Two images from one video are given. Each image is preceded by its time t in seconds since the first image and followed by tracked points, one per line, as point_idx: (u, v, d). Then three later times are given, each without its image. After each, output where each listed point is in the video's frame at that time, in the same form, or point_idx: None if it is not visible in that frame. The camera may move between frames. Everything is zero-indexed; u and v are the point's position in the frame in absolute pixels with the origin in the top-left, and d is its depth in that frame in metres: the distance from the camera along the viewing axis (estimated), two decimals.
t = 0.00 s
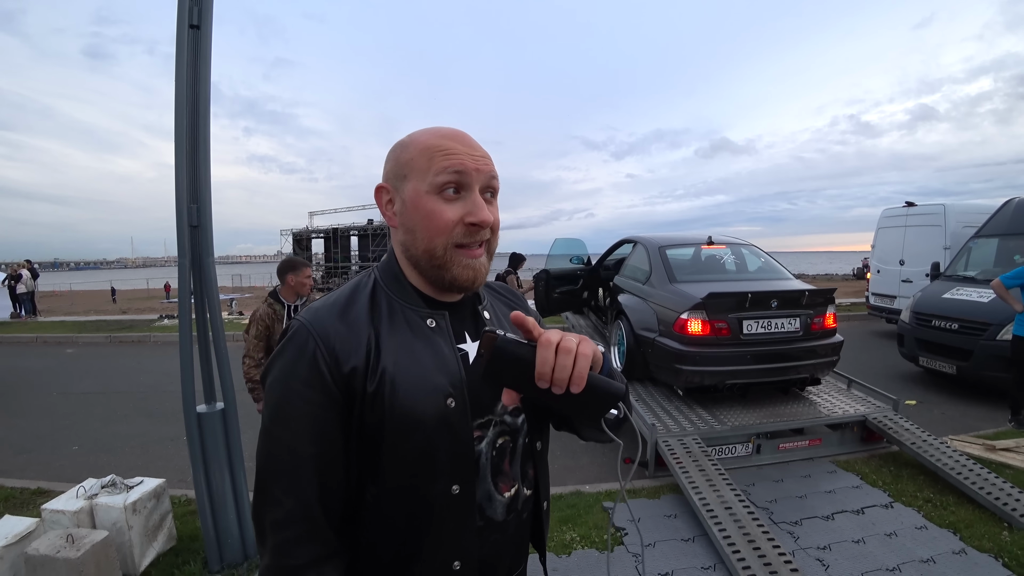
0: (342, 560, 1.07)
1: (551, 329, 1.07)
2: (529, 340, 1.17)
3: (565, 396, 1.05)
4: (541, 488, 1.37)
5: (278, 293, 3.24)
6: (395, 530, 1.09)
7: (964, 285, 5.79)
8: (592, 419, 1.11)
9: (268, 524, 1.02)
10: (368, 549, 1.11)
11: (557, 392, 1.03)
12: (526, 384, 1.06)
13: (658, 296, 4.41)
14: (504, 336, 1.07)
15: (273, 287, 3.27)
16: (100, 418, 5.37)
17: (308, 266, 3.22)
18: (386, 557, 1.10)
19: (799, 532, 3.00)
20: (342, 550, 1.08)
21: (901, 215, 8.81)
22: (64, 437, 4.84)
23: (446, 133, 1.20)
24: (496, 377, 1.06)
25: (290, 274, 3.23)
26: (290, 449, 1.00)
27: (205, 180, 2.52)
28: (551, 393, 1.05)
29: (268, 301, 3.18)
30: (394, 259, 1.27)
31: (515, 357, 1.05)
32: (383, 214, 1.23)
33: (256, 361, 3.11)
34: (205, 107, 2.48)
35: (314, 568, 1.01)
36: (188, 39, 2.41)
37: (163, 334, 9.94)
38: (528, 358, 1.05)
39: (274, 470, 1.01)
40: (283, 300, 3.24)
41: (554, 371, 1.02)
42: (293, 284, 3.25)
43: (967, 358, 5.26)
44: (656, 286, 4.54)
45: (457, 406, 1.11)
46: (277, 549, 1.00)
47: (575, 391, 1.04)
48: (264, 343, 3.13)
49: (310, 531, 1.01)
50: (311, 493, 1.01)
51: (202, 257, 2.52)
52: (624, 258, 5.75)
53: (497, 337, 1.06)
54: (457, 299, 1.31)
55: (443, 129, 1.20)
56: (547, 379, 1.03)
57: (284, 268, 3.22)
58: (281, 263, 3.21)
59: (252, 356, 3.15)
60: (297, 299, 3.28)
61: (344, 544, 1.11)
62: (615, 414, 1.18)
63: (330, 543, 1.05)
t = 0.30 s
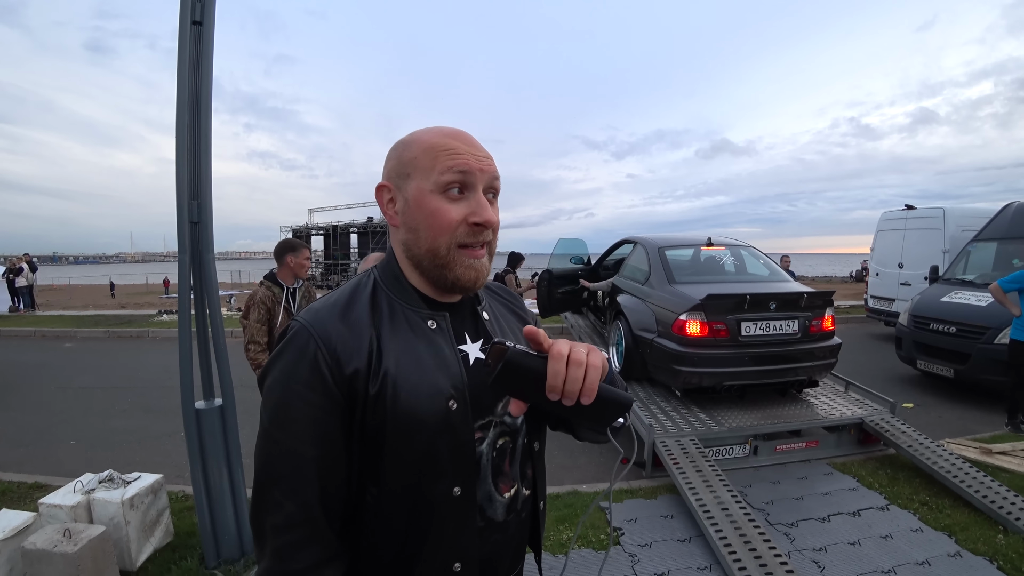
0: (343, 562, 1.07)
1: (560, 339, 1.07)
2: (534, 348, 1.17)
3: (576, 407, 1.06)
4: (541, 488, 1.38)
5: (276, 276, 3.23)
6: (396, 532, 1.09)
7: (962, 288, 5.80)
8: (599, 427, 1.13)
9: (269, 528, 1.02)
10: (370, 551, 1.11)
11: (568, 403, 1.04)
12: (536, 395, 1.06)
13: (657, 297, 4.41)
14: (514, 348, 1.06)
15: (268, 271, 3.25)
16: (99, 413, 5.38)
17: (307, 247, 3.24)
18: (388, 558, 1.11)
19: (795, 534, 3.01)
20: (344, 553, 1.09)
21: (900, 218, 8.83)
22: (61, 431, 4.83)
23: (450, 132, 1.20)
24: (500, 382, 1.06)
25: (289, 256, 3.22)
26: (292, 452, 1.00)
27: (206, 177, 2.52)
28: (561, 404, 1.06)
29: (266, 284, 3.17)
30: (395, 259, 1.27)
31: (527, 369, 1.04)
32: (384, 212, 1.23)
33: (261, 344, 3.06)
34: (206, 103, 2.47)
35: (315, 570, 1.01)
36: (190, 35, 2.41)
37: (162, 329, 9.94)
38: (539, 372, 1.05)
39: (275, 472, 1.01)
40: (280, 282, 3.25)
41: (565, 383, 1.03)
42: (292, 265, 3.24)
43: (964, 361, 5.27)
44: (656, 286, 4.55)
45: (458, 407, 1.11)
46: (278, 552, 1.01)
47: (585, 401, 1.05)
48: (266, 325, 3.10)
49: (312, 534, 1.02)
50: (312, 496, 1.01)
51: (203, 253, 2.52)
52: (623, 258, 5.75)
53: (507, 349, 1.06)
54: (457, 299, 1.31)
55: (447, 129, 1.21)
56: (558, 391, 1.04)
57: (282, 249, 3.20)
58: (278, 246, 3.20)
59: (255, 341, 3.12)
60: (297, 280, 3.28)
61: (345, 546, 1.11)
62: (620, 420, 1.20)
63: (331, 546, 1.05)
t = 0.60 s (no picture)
0: (345, 564, 1.08)
1: (561, 341, 1.07)
2: (535, 350, 1.18)
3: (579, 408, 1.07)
4: (541, 486, 1.38)
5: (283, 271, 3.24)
6: (398, 533, 1.10)
7: (960, 291, 5.82)
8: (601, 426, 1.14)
9: (270, 531, 1.02)
10: (372, 552, 1.12)
11: (570, 404, 1.05)
12: (539, 396, 1.06)
13: (656, 298, 4.42)
14: (516, 351, 1.07)
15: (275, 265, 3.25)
16: (97, 410, 5.37)
17: (316, 243, 3.25)
18: (390, 559, 1.11)
19: (792, 534, 3.02)
20: (345, 554, 1.09)
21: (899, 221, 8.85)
22: (59, 429, 4.82)
23: (455, 134, 1.21)
24: (500, 383, 1.06)
25: (297, 250, 3.24)
26: (293, 454, 1.00)
27: (206, 175, 2.52)
28: (563, 405, 1.07)
29: (273, 278, 3.16)
30: (394, 258, 1.27)
31: (528, 372, 1.05)
32: (385, 212, 1.23)
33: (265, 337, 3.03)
34: (207, 101, 2.47)
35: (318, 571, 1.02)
36: (191, 33, 2.41)
37: (161, 328, 9.92)
38: (542, 374, 1.05)
39: (276, 475, 1.01)
40: (287, 276, 3.24)
41: (568, 385, 1.03)
42: (299, 260, 3.26)
43: (962, 364, 5.29)
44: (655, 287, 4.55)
45: (459, 407, 1.12)
46: (280, 555, 1.01)
47: (587, 401, 1.05)
48: (270, 318, 3.08)
49: (313, 536, 1.02)
50: (314, 498, 1.01)
51: (202, 251, 2.52)
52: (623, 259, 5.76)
53: (509, 352, 1.06)
54: (456, 299, 1.32)
55: (451, 131, 1.21)
56: (561, 392, 1.04)
57: (290, 243, 3.23)
58: (287, 240, 3.22)
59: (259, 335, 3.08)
60: (304, 275, 3.30)
61: (347, 547, 1.11)
62: (621, 421, 1.20)
63: (333, 547, 1.06)
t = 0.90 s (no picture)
0: (340, 561, 1.07)
1: (558, 341, 1.06)
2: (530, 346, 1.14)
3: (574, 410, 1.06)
4: (538, 488, 1.38)
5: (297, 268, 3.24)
6: (393, 530, 1.10)
7: (959, 288, 5.82)
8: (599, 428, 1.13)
9: (266, 525, 1.02)
10: (367, 548, 1.12)
11: (566, 406, 1.04)
12: (536, 397, 1.06)
13: (656, 296, 4.42)
14: (511, 350, 1.06)
15: (288, 262, 3.26)
16: (98, 411, 5.37)
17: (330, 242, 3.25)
18: (384, 556, 1.11)
19: (793, 532, 3.02)
20: (341, 550, 1.09)
21: (899, 218, 8.85)
22: (59, 430, 4.82)
23: (447, 130, 1.19)
24: (496, 383, 1.06)
25: (311, 249, 3.24)
26: (289, 449, 1.00)
27: (205, 175, 2.52)
28: (558, 405, 1.07)
29: (286, 275, 3.15)
30: (394, 256, 1.27)
31: (524, 372, 1.04)
32: (382, 211, 1.24)
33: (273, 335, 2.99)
34: (206, 101, 2.47)
35: (313, 567, 1.02)
36: (190, 32, 2.41)
37: (160, 328, 9.91)
38: (536, 374, 1.04)
39: (272, 470, 1.01)
40: (300, 273, 3.26)
41: (563, 386, 1.03)
42: (314, 259, 3.26)
43: (962, 361, 5.29)
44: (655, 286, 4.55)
45: (455, 406, 1.12)
46: (276, 549, 1.01)
47: (583, 403, 1.05)
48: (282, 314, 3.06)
49: (309, 532, 1.02)
50: (310, 495, 1.01)
51: (201, 251, 2.52)
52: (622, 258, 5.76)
53: (504, 351, 1.06)
54: (455, 298, 1.31)
55: (444, 127, 1.20)
56: (556, 393, 1.04)
57: (305, 242, 3.22)
58: (301, 238, 3.21)
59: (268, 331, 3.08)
60: (317, 273, 3.31)
61: (342, 544, 1.11)
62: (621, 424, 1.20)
63: (328, 544, 1.06)
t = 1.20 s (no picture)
0: (329, 552, 1.09)
1: (544, 361, 1.03)
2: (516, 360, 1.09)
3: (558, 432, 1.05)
4: (535, 497, 1.36)
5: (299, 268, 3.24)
6: (382, 527, 1.10)
7: (960, 285, 5.81)
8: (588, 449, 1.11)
9: (259, 511, 1.04)
10: (355, 541, 1.13)
11: (549, 429, 1.03)
12: (518, 416, 1.05)
13: (656, 294, 4.42)
14: (494, 369, 1.03)
15: (289, 262, 3.26)
16: (100, 412, 5.38)
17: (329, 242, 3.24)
18: (373, 550, 1.12)
19: (795, 529, 3.02)
20: (331, 542, 1.10)
21: (899, 215, 8.84)
22: (60, 431, 4.83)
23: (423, 127, 1.19)
24: (483, 389, 1.04)
25: (312, 249, 3.24)
26: (280, 440, 1.01)
27: (205, 175, 2.52)
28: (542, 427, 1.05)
29: (289, 275, 3.15)
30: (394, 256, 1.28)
31: (504, 393, 1.02)
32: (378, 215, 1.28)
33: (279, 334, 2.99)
34: (205, 101, 2.47)
35: (301, 556, 1.03)
36: (188, 32, 2.41)
37: (161, 329, 9.92)
38: (518, 397, 1.02)
39: (265, 459, 1.02)
40: (302, 273, 3.23)
41: (546, 411, 1.01)
42: (315, 258, 3.27)
43: (963, 357, 5.29)
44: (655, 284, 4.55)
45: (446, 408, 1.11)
46: (266, 535, 1.02)
47: (567, 427, 1.02)
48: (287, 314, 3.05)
49: (298, 522, 1.03)
50: (299, 487, 1.02)
51: (202, 252, 2.52)
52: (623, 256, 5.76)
53: (486, 368, 1.03)
54: (454, 296, 1.30)
55: (420, 125, 1.20)
56: (538, 416, 1.02)
57: (305, 241, 3.24)
58: (302, 237, 3.23)
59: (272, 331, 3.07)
60: (318, 273, 3.32)
61: (334, 535, 1.13)
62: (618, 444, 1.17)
63: (318, 534, 1.07)
